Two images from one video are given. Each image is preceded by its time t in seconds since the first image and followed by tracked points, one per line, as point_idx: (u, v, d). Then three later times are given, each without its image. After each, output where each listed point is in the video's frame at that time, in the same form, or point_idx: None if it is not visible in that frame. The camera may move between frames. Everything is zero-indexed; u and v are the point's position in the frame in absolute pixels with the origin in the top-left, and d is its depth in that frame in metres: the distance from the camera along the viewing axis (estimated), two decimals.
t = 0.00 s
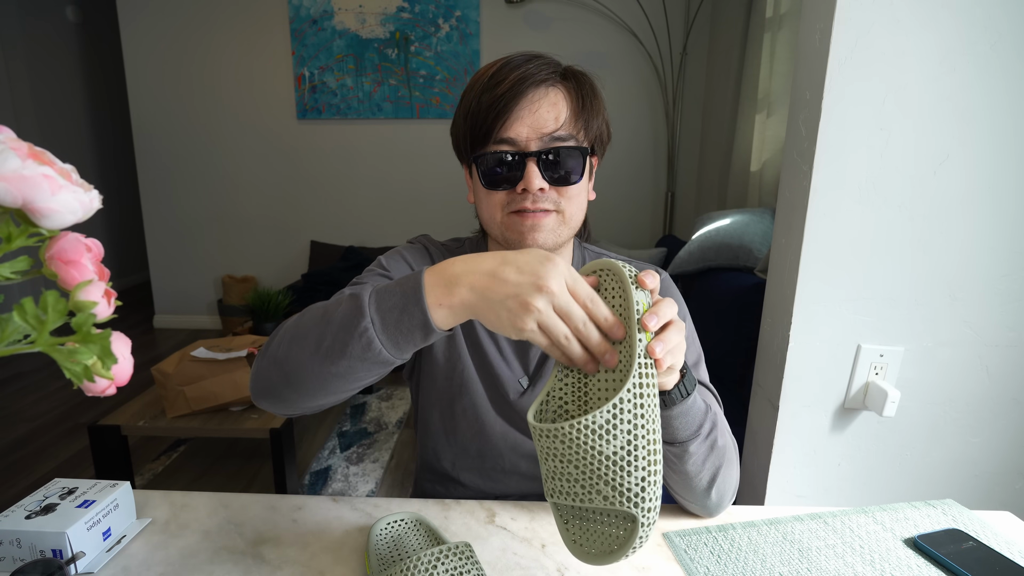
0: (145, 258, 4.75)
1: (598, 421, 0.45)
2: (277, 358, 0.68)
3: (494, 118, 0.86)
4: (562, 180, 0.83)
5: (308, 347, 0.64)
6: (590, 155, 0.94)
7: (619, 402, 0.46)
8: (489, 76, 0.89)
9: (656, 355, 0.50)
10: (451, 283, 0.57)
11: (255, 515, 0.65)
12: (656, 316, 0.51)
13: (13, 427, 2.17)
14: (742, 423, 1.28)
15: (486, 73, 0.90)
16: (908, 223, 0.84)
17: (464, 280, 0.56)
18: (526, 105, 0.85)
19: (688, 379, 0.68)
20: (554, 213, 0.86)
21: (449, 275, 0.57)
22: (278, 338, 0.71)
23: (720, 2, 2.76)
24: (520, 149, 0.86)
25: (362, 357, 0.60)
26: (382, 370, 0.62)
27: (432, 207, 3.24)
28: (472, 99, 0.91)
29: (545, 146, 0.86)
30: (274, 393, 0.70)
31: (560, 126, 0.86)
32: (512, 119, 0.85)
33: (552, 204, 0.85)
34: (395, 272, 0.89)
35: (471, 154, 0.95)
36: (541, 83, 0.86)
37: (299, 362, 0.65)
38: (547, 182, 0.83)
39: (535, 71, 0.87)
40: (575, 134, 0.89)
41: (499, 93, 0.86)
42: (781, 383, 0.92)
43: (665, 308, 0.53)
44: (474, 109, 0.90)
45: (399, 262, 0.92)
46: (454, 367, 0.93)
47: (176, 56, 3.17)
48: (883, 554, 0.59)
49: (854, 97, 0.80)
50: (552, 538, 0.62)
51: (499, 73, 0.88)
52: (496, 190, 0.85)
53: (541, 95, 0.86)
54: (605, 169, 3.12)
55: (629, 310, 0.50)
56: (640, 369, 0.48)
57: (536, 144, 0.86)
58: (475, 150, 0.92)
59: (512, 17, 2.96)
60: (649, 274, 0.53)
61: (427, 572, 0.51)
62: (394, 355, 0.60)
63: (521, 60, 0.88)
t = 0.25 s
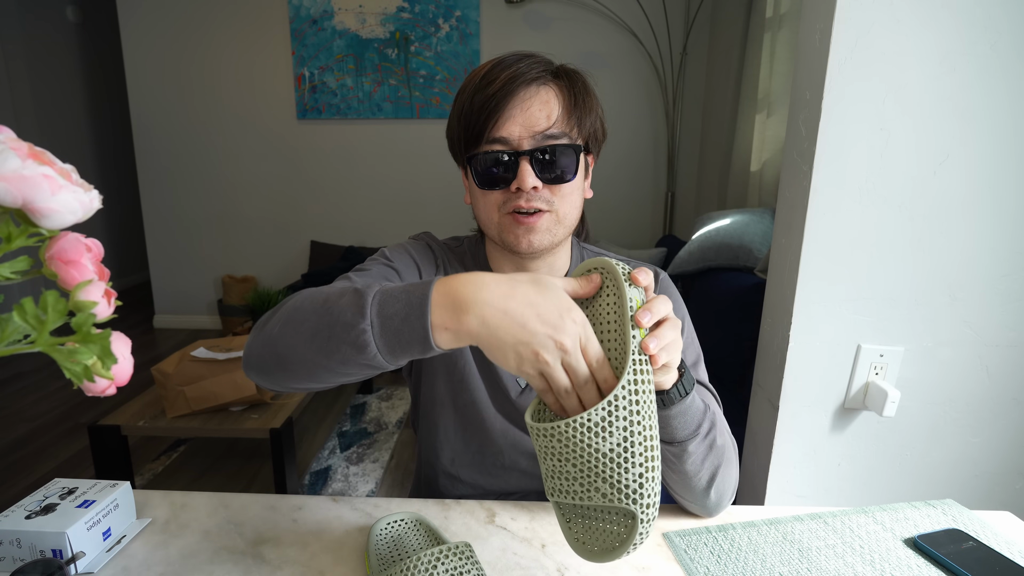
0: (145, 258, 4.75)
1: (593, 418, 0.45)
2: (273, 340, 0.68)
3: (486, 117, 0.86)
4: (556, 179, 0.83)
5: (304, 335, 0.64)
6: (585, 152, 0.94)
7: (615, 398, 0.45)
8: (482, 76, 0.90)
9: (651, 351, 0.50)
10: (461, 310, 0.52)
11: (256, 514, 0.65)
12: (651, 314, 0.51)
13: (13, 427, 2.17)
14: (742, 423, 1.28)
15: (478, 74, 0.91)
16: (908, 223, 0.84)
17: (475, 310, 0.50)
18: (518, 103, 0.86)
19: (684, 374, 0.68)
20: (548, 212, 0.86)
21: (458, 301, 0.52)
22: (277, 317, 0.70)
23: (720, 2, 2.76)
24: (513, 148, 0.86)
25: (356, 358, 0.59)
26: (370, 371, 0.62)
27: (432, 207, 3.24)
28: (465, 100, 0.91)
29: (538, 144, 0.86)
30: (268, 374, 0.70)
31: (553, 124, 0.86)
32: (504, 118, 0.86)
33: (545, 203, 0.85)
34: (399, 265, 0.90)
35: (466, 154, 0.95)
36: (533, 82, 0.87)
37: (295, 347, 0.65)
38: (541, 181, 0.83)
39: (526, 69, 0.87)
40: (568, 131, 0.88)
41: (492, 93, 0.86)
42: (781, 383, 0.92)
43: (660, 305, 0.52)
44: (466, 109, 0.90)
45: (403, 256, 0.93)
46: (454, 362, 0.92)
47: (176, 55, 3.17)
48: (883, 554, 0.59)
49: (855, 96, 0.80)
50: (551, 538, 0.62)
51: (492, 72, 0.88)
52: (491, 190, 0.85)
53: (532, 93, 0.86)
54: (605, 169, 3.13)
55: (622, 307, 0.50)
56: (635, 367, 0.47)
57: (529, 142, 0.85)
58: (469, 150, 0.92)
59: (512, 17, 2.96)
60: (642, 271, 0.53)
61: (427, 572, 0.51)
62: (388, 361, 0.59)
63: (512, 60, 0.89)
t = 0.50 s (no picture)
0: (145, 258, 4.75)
1: (583, 411, 0.45)
2: (271, 337, 0.67)
3: (489, 116, 0.86)
4: (559, 178, 0.83)
5: (302, 334, 0.64)
6: (587, 152, 0.94)
7: (604, 391, 0.45)
8: (485, 75, 0.90)
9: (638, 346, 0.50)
10: (458, 318, 0.52)
11: (256, 514, 0.65)
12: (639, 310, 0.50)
13: (13, 427, 2.17)
14: (742, 423, 1.28)
15: (481, 73, 0.91)
16: (908, 223, 0.84)
17: (472, 319, 0.51)
18: (521, 102, 0.86)
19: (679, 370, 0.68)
20: (550, 211, 0.85)
21: (455, 309, 0.52)
22: (277, 314, 0.70)
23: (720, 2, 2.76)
24: (516, 147, 0.86)
25: (354, 360, 0.59)
26: (367, 373, 0.62)
27: (431, 207, 3.24)
28: (468, 100, 0.91)
29: (540, 144, 0.86)
30: (264, 371, 0.70)
31: (556, 124, 0.86)
32: (507, 117, 0.86)
33: (548, 202, 0.85)
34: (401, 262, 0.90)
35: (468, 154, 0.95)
36: (536, 81, 0.87)
37: (293, 345, 0.65)
38: (544, 180, 0.83)
39: (529, 69, 0.87)
40: (571, 130, 0.88)
41: (495, 91, 0.86)
42: (781, 383, 0.92)
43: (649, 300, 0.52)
44: (469, 108, 0.90)
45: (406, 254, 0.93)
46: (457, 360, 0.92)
47: (176, 55, 3.17)
48: (882, 554, 0.59)
49: (855, 96, 0.80)
50: (551, 538, 0.62)
51: (495, 71, 0.88)
52: (493, 189, 0.85)
53: (535, 92, 0.86)
54: (605, 169, 3.13)
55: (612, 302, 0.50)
56: (623, 360, 0.47)
57: (531, 141, 0.85)
58: (472, 149, 0.92)
59: (512, 17, 2.96)
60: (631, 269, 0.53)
61: (427, 572, 0.51)
62: (385, 365, 0.59)
63: (515, 59, 0.89)
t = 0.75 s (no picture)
0: (145, 258, 4.75)
1: (582, 420, 0.45)
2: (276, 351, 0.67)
3: (492, 115, 0.86)
4: (560, 178, 0.83)
5: (309, 347, 0.64)
6: (589, 152, 0.94)
7: (603, 399, 0.45)
8: (488, 75, 0.90)
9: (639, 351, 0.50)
10: (457, 323, 0.52)
11: (255, 514, 0.65)
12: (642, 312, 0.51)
13: (13, 427, 2.17)
14: (742, 423, 1.28)
15: (484, 73, 0.91)
16: (908, 223, 0.84)
17: (470, 324, 0.51)
18: (524, 102, 0.86)
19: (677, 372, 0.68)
20: (551, 210, 0.85)
21: (453, 313, 0.53)
22: (279, 325, 0.70)
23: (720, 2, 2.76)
24: (518, 146, 0.86)
25: (356, 368, 0.60)
26: (371, 380, 0.62)
27: (431, 207, 3.24)
28: (470, 99, 0.91)
29: (542, 143, 0.86)
30: (270, 382, 0.70)
31: (558, 124, 0.86)
32: (510, 117, 0.86)
33: (550, 202, 0.85)
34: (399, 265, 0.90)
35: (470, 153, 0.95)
36: (539, 81, 0.87)
37: (296, 355, 0.65)
38: (546, 179, 0.83)
39: (532, 69, 0.87)
40: (573, 130, 0.89)
41: (498, 91, 0.86)
42: (781, 383, 0.92)
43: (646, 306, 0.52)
44: (472, 107, 0.90)
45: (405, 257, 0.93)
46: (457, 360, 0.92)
47: (176, 55, 3.17)
48: (882, 554, 0.59)
49: (854, 96, 0.80)
50: (551, 538, 0.62)
51: (498, 71, 0.89)
52: (495, 188, 0.85)
53: (538, 92, 0.86)
54: (605, 169, 3.13)
55: (609, 309, 0.50)
56: (622, 368, 0.47)
57: (534, 141, 0.86)
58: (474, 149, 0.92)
59: (511, 17, 2.96)
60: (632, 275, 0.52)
61: (427, 572, 0.51)
62: (385, 370, 0.59)
63: (518, 59, 0.89)
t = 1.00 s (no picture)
0: (145, 258, 4.75)
1: (579, 410, 0.45)
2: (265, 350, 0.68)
3: (485, 118, 0.86)
4: (554, 179, 0.83)
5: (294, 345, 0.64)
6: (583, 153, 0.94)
7: (602, 391, 0.45)
8: (481, 77, 0.90)
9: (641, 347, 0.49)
10: (440, 312, 0.52)
11: (256, 514, 0.65)
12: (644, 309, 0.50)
13: (13, 427, 2.17)
14: (742, 423, 1.28)
15: (477, 75, 0.91)
16: (908, 223, 0.84)
17: (452, 314, 0.51)
18: (517, 104, 0.86)
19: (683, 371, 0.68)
20: (545, 211, 0.85)
21: (436, 303, 0.52)
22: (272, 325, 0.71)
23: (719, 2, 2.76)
24: (512, 148, 0.86)
25: (344, 364, 0.59)
26: (360, 378, 0.62)
27: (431, 207, 3.24)
28: (465, 101, 0.91)
29: (536, 145, 0.86)
30: (262, 383, 0.70)
31: (551, 125, 0.86)
32: (503, 119, 0.86)
33: (543, 203, 0.85)
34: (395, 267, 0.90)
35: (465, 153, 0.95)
36: (532, 83, 0.87)
37: (287, 351, 0.65)
38: (539, 181, 0.83)
39: (525, 71, 0.87)
40: (566, 132, 0.89)
41: (491, 93, 0.86)
42: (781, 383, 0.92)
43: (650, 304, 0.51)
44: (466, 109, 0.90)
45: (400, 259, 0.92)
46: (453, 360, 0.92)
47: (176, 55, 3.17)
48: (883, 555, 0.59)
49: (854, 96, 0.80)
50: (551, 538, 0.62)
51: (491, 73, 0.89)
52: (489, 190, 0.85)
53: (531, 94, 0.86)
54: (604, 169, 3.13)
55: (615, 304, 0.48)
56: (623, 363, 0.47)
57: (528, 143, 0.85)
58: (468, 150, 0.92)
59: (512, 16, 2.96)
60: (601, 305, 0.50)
61: (427, 573, 0.51)
62: (370, 366, 0.59)
63: (512, 61, 0.89)
